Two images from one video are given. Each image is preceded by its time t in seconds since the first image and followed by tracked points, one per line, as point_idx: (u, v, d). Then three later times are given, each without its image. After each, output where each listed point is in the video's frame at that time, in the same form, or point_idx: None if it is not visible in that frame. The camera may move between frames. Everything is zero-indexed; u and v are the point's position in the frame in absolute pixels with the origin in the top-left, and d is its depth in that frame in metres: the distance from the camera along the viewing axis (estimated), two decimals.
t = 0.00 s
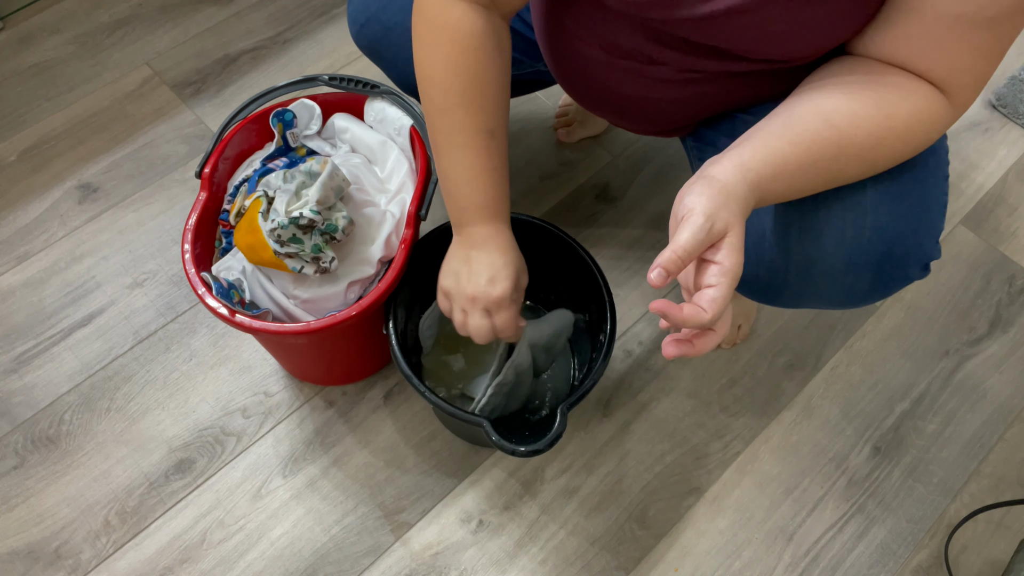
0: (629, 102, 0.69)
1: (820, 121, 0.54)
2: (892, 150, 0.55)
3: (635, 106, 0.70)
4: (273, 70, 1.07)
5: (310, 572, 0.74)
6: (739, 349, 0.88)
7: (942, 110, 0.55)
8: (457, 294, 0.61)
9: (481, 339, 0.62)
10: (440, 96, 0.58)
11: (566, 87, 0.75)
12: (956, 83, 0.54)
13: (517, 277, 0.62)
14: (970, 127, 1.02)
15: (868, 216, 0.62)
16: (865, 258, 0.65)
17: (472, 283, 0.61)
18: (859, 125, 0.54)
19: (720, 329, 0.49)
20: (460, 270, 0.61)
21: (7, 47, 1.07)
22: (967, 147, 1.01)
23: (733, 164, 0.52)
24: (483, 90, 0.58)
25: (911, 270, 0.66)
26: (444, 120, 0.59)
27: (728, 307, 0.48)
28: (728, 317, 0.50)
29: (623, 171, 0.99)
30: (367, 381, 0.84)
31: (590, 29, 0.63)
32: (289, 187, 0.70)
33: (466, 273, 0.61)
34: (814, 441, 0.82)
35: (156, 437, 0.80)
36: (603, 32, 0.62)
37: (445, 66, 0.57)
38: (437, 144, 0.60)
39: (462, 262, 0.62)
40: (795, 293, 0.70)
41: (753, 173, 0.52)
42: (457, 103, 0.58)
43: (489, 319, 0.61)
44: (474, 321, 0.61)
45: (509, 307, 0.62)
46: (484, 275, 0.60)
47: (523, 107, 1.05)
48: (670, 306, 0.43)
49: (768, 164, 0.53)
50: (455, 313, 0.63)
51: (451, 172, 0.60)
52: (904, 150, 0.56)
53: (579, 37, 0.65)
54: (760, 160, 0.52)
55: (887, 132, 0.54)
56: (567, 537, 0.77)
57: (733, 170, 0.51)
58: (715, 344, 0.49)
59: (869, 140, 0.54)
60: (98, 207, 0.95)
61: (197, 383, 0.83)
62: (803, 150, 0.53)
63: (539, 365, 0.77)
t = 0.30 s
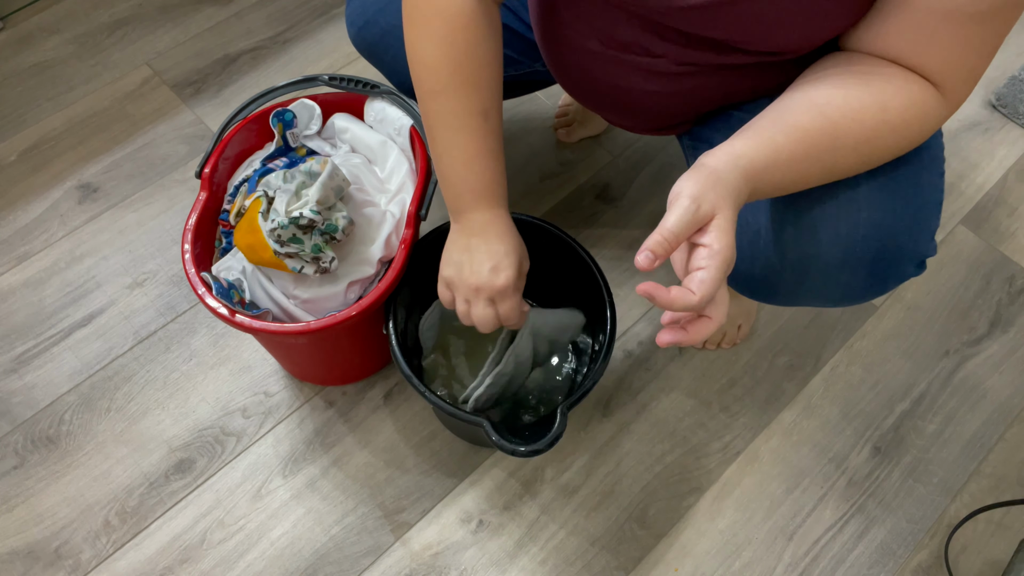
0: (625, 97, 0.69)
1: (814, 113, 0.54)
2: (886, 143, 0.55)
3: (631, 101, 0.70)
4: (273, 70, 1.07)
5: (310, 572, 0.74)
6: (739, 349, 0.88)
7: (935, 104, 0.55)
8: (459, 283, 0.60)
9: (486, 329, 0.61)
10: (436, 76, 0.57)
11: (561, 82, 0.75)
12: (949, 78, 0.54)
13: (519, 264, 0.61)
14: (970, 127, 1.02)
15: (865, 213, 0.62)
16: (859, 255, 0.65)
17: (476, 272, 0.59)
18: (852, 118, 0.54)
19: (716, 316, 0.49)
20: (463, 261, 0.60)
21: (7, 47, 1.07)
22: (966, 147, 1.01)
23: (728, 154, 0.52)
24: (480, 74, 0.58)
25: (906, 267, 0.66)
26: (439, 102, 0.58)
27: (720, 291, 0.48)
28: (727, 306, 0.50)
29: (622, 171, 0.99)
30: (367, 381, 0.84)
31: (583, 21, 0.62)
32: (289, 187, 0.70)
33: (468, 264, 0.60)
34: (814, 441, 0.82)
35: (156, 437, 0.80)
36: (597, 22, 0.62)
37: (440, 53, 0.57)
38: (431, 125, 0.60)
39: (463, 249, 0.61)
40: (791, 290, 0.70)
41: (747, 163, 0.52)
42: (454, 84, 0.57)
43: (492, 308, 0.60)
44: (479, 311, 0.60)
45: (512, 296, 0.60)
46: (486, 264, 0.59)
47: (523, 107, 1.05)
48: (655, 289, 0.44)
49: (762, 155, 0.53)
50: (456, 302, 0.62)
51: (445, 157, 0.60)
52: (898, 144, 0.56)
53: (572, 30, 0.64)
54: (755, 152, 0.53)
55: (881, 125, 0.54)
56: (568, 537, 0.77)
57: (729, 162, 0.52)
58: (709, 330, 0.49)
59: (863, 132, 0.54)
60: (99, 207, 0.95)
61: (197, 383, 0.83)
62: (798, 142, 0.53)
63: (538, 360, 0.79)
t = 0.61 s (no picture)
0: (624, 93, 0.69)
1: (807, 107, 0.54)
2: (880, 138, 0.55)
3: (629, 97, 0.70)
4: (274, 70, 1.07)
5: (310, 572, 0.74)
6: (739, 350, 0.88)
7: (931, 100, 0.55)
8: (440, 268, 0.60)
9: (462, 317, 0.60)
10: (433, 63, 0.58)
11: (560, 76, 0.76)
12: (943, 72, 0.53)
13: (504, 253, 0.60)
14: (970, 127, 1.02)
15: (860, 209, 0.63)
16: (858, 252, 0.65)
17: (456, 259, 0.59)
18: (846, 112, 0.54)
19: (687, 305, 0.50)
20: (442, 247, 0.60)
21: (7, 47, 1.07)
22: (966, 147, 1.01)
23: (719, 147, 0.52)
24: (476, 63, 0.58)
25: (905, 263, 0.66)
26: (434, 88, 0.58)
27: (693, 279, 0.49)
28: (701, 295, 0.50)
29: (622, 171, 0.99)
30: (367, 381, 0.84)
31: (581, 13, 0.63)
32: (289, 187, 0.70)
33: (447, 250, 0.59)
34: (814, 441, 0.82)
35: (156, 437, 0.80)
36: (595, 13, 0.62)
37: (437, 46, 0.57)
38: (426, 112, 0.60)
39: (446, 235, 0.60)
40: (788, 287, 0.70)
41: (737, 154, 0.52)
42: (450, 71, 0.58)
43: (469, 295, 0.59)
44: (455, 297, 0.59)
45: (490, 285, 0.59)
46: (466, 250, 0.58)
47: (523, 107, 1.05)
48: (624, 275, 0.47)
49: (756, 148, 0.53)
50: (438, 288, 0.61)
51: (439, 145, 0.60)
52: (892, 139, 0.56)
53: (569, 21, 0.65)
54: (748, 147, 0.53)
55: (875, 120, 0.54)
56: (568, 537, 0.77)
57: (720, 157, 0.52)
58: (677, 321, 0.50)
59: (857, 127, 0.54)
60: (99, 207, 0.95)
61: (197, 383, 0.83)
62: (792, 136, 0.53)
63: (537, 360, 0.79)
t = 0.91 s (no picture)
0: (623, 91, 0.70)
1: (804, 104, 0.54)
2: (879, 134, 0.55)
3: (629, 94, 0.70)
4: (274, 70, 1.07)
5: (310, 572, 0.74)
6: (739, 350, 0.88)
7: (930, 96, 0.55)
8: (457, 262, 0.60)
9: (484, 307, 0.61)
10: (433, 53, 0.58)
11: (562, 75, 0.76)
12: (942, 68, 0.53)
13: (518, 242, 0.60)
14: (970, 127, 1.02)
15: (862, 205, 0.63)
16: (859, 249, 0.65)
17: (474, 249, 0.59)
18: (844, 109, 0.54)
19: (676, 304, 0.50)
20: (459, 238, 0.60)
21: (7, 47, 1.07)
22: (966, 146, 1.01)
23: (714, 147, 0.52)
24: (477, 52, 0.58)
25: (907, 260, 0.66)
26: (435, 79, 0.58)
27: (683, 278, 0.50)
28: (692, 295, 0.50)
29: (622, 171, 0.99)
30: (367, 381, 0.84)
31: (582, 9, 0.63)
32: (289, 187, 0.70)
33: (465, 240, 0.59)
34: (814, 441, 0.82)
35: (156, 437, 0.80)
36: (596, 8, 0.62)
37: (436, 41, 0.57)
38: (428, 102, 0.60)
39: (460, 227, 0.60)
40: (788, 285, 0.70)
41: (732, 154, 0.52)
42: (450, 61, 0.58)
43: (491, 286, 0.60)
44: (476, 288, 0.60)
45: (511, 273, 0.60)
46: (484, 240, 0.59)
47: (523, 107, 1.05)
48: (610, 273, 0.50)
49: (752, 147, 0.53)
50: (455, 281, 0.61)
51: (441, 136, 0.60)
52: (891, 135, 0.56)
53: (570, 18, 0.65)
54: (745, 145, 0.53)
55: (873, 116, 0.54)
56: (567, 537, 0.77)
57: (715, 157, 0.52)
58: (670, 318, 0.50)
59: (854, 124, 0.54)
60: (99, 207, 0.95)
61: (197, 382, 0.83)
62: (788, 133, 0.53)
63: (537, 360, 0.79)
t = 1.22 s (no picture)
0: (619, 92, 0.70)
1: (794, 107, 0.54)
2: (870, 136, 0.55)
3: (625, 96, 0.70)
4: (274, 70, 1.07)
5: (310, 572, 0.74)
6: (739, 350, 0.88)
7: (920, 98, 0.55)
8: (461, 261, 0.60)
9: (488, 306, 0.61)
10: (435, 53, 0.58)
11: (558, 77, 0.76)
12: (932, 70, 0.53)
13: (520, 242, 0.60)
14: (970, 127, 1.02)
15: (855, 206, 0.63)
16: (852, 251, 0.65)
17: (477, 250, 0.59)
18: (832, 112, 0.54)
19: (669, 309, 0.50)
20: (462, 240, 0.60)
21: (7, 47, 1.07)
22: (966, 146, 1.01)
23: (703, 152, 0.53)
24: (477, 53, 0.58)
25: (900, 262, 0.66)
26: (433, 82, 0.58)
27: (675, 283, 0.50)
28: (685, 300, 0.50)
29: (622, 171, 0.99)
30: (367, 381, 0.84)
31: (576, 9, 0.63)
32: (289, 187, 0.70)
33: (468, 241, 0.59)
34: (814, 441, 0.82)
35: (156, 437, 0.80)
36: (590, 9, 0.62)
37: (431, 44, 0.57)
38: (430, 102, 0.60)
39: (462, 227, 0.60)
40: (783, 287, 0.70)
41: (721, 158, 0.52)
42: (453, 61, 0.58)
43: (495, 285, 0.60)
44: (481, 289, 0.60)
45: (515, 273, 0.60)
46: (487, 241, 0.59)
47: (523, 107, 1.05)
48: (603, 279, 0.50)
49: (742, 151, 0.53)
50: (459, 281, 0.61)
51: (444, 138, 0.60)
52: (883, 138, 0.56)
53: (565, 19, 0.65)
54: (735, 149, 0.53)
55: (863, 119, 0.54)
56: (567, 537, 0.77)
57: (704, 159, 0.52)
58: (666, 323, 0.50)
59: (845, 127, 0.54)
60: (99, 207, 0.95)
61: (197, 382, 0.83)
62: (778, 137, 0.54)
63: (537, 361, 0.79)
